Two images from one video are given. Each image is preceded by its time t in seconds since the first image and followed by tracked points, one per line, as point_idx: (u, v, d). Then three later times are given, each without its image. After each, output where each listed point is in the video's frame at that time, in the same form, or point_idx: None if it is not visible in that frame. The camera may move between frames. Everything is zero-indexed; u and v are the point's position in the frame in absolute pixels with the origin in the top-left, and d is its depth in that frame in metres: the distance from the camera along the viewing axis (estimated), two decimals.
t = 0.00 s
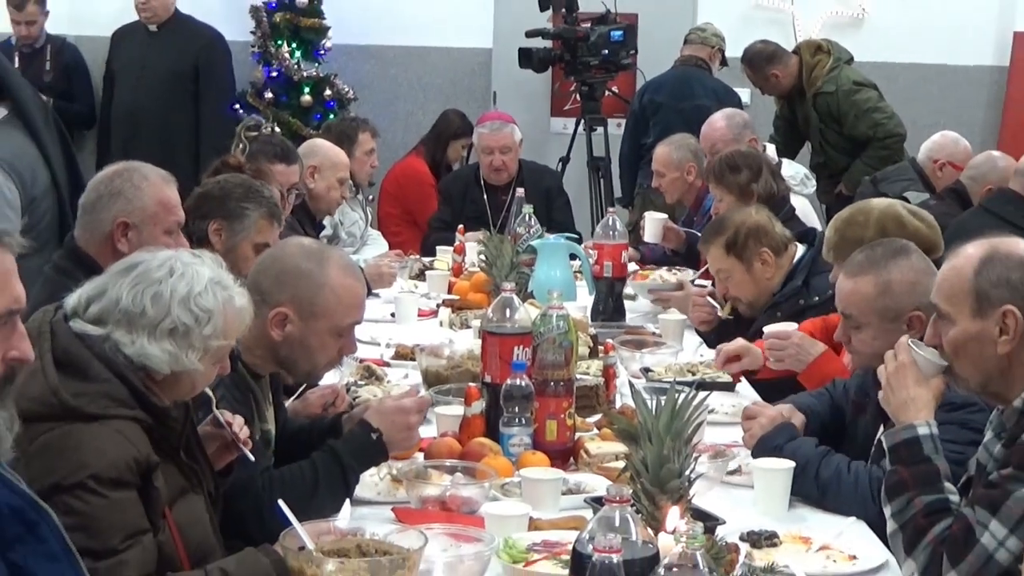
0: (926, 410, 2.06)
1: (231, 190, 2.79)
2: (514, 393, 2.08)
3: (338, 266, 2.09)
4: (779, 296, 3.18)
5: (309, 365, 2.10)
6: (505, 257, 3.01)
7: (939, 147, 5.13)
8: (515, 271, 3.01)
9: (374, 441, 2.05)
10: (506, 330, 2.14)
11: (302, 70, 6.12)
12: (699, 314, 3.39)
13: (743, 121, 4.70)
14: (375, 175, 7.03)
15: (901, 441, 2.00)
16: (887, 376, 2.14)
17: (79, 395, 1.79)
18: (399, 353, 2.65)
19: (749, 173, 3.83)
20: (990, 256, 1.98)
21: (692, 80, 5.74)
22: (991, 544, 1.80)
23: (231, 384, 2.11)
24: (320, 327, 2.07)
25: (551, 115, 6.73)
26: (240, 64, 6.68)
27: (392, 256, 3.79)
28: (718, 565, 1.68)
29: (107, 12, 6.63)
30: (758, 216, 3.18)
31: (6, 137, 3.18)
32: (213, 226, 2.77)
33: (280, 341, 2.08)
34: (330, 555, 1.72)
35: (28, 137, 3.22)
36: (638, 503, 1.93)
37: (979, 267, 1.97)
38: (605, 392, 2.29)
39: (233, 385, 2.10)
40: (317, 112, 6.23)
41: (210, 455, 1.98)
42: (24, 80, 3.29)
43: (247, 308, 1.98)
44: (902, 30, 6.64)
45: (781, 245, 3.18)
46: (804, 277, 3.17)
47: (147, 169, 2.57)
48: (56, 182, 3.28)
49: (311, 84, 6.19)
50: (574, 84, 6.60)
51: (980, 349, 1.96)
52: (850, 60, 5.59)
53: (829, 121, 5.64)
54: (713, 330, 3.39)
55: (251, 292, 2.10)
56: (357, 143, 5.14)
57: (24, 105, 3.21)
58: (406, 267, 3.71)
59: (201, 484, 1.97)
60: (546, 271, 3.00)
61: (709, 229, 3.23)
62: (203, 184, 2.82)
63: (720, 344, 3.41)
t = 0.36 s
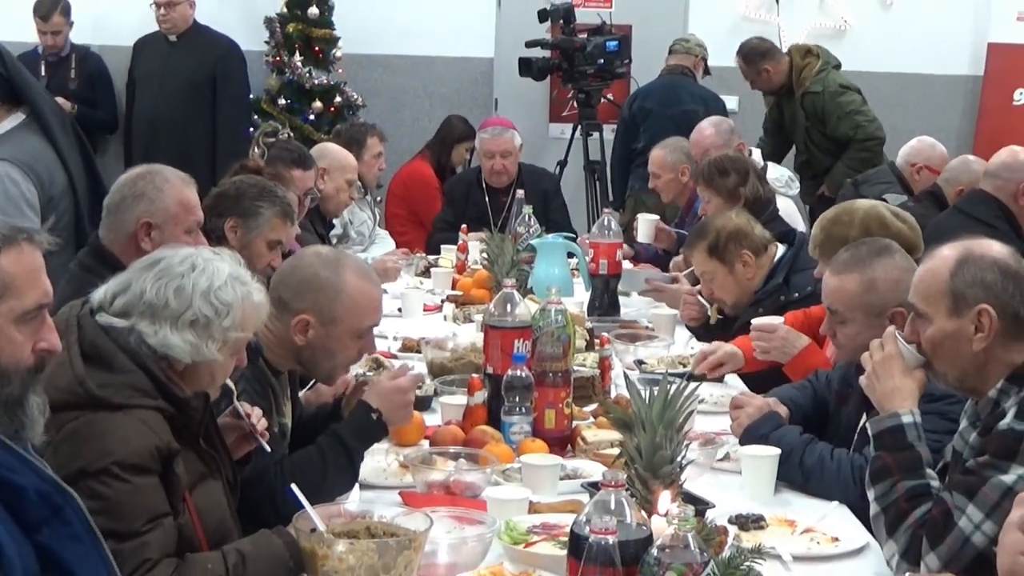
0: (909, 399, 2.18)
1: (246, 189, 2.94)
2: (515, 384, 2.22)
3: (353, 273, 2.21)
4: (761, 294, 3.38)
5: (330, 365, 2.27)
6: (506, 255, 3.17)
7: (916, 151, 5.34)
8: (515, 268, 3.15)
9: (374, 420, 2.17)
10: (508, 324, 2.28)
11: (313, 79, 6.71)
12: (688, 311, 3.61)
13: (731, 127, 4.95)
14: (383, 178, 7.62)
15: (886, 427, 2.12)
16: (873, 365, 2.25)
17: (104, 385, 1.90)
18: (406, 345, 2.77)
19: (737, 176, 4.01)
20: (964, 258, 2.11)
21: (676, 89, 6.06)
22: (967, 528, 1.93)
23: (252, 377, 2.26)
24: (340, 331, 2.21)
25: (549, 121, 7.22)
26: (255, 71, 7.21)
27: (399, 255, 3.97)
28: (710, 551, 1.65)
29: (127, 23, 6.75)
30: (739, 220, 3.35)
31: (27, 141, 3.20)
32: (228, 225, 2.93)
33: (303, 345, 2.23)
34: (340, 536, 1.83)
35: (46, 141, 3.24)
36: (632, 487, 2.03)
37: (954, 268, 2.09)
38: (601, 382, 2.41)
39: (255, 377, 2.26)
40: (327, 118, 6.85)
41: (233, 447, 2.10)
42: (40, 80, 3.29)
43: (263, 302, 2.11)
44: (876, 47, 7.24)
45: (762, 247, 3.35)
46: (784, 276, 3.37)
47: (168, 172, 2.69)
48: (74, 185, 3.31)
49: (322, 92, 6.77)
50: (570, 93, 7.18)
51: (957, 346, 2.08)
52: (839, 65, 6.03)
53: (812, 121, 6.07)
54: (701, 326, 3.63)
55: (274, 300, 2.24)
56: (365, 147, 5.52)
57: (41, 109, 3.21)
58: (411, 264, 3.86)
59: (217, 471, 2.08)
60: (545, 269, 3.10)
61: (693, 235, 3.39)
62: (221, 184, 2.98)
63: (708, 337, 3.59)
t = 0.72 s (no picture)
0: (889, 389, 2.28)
1: (260, 189, 3.06)
2: (513, 373, 2.33)
3: (369, 280, 2.40)
4: (745, 291, 3.51)
5: (345, 365, 2.46)
6: (506, 252, 3.30)
7: (895, 154, 5.72)
8: (514, 265, 3.28)
9: (380, 410, 2.29)
10: (506, 317, 2.41)
11: (323, 85, 6.94)
12: (677, 306, 3.75)
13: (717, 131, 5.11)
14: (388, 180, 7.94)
15: (868, 415, 2.23)
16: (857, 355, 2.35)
17: (123, 375, 2.02)
18: (410, 338, 2.90)
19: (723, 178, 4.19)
20: (941, 256, 2.24)
21: (652, 94, 6.25)
22: (944, 512, 2.05)
23: (268, 370, 2.43)
24: (355, 335, 2.40)
25: (549, 125, 7.66)
26: (268, 76, 7.49)
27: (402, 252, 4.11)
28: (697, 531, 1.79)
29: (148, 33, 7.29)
30: (722, 221, 3.48)
31: (55, 141, 3.46)
32: (242, 223, 3.04)
33: (320, 346, 2.42)
34: (348, 519, 1.94)
35: (73, 141, 3.51)
36: (625, 472, 2.14)
37: (933, 266, 2.22)
38: (595, 373, 2.54)
39: (271, 370, 2.42)
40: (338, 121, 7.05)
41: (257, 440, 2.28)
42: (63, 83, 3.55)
43: (268, 292, 2.23)
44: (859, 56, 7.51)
45: (744, 245, 3.48)
46: (767, 273, 3.50)
47: (184, 173, 2.78)
48: (98, 181, 3.60)
49: (331, 97, 7.01)
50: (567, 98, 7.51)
51: (934, 339, 2.21)
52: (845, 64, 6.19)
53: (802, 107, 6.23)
54: (691, 321, 3.77)
55: (293, 304, 2.43)
56: (371, 150, 5.75)
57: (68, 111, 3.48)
58: (415, 262, 4.00)
59: (232, 456, 2.23)
60: (542, 265, 3.23)
61: (680, 234, 3.54)
62: (234, 185, 3.09)
63: (698, 331, 3.73)
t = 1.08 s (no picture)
0: (867, 379, 2.40)
1: (275, 191, 3.19)
2: (512, 364, 2.46)
3: (373, 273, 2.53)
4: (730, 287, 3.67)
5: (349, 354, 2.59)
6: (505, 251, 3.42)
7: (873, 157, 6.10)
8: (513, 261, 3.42)
9: (387, 401, 2.48)
10: (505, 311, 2.54)
11: (331, 92, 7.47)
12: (668, 302, 3.98)
13: (704, 135, 5.51)
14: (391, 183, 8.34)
15: (847, 404, 2.34)
16: (836, 346, 2.46)
17: (146, 369, 2.17)
18: (415, 330, 3.05)
19: (709, 180, 4.42)
20: (918, 254, 2.38)
21: (628, 98, 6.55)
22: (919, 495, 2.18)
23: (277, 360, 2.55)
24: (359, 326, 2.53)
25: (545, 130, 8.08)
26: (280, 85, 7.95)
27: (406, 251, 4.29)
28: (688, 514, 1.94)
29: (164, 43, 7.77)
30: (708, 220, 3.65)
31: (77, 139, 3.67)
32: (258, 223, 3.17)
33: (326, 337, 2.55)
34: (355, 501, 2.07)
35: (94, 138, 3.72)
36: (616, 457, 2.26)
37: (909, 263, 2.36)
38: (589, 364, 2.68)
39: (280, 361, 2.54)
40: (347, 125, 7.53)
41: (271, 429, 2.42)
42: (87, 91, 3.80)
43: (283, 290, 2.38)
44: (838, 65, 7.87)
45: (729, 244, 3.65)
46: (751, 269, 3.67)
47: (202, 175, 2.90)
48: (120, 178, 3.79)
49: (339, 103, 7.53)
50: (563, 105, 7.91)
51: (910, 332, 2.35)
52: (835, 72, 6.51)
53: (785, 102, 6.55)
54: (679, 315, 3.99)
55: (302, 296, 2.56)
56: (379, 153, 6.01)
57: (89, 112, 3.71)
58: (419, 259, 4.19)
59: (249, 446, 2.38)
60: (539, 261, 3.37)
61: (666, 233, 3.70)
62: (249, 188, 3.22)
63: (687, 324, 3.91)
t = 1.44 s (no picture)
0: (837, 371, 2.51)
1: (288, 191, 3.41)
2: (512, 354, 2.61)
3: (375, 264, 2.65)
4: (717, 283, 3.90)
5: (348, 341, 2.71)
6: (504, 247, 3.56)
7: (853, 159, 6.38)
8: (512, 257, 3.54)
9: (392, 388, 2.60)
10: (505, 304, 2.69)
11: (341, 96, 7.74)
12: (657, 296, 4.24)
13: (689, 140, 5.89)
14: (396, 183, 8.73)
15: (820, 394, 2.47)
16: (808, 343, 2.59)
17: (166, 360, 2.31)
18: (419, 322, 3.23)
19: (699, 181, 4.66)
20: (898, 247, 2.52)
21: (613, 104, 6.78)
22: (895, 477, 2.32)
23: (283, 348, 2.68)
24: (358, 313, 2.64)
25: (542, 133, 8.36)
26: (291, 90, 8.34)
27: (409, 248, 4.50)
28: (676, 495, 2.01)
29: (181, 50, 8.16)
30: (697, 219, 3.88)
31: (71, 148, 3.79)
32: (272, 220, 3.39)
33: (325, 321, 2.66)
34: (363, 484, 2.19)
35: (87, 146, 3.83)
36: (610, 442, 2.40)
37: (889, 254, 2.50)
38: (584, 354, 2.83)
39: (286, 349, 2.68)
40: (353, 130, 7.86)
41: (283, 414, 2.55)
42: (86, 99, 3.92)
43: (294, 283, 2.51)
44: (821, 74, 8.16)
45: (716, 242, 3.88)
46: (737, 265, 3.90)
47: (218, 175, 3.04)
48: (111, 186, 3.91)
49: (348, 107, 7.79)
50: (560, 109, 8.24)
51: (889, 319, 2.48)
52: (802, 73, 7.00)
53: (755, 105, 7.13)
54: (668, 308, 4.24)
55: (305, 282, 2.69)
56: (387, 156, 6.22)
57: (84, 121, 3.82)
58: (423, 255, 4.40)
59: (262, 430, 2.51)
60: (537, 258, 3.49)
61: (657, 232, 3.95)
62: (263, 188, 3.43)
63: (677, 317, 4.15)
